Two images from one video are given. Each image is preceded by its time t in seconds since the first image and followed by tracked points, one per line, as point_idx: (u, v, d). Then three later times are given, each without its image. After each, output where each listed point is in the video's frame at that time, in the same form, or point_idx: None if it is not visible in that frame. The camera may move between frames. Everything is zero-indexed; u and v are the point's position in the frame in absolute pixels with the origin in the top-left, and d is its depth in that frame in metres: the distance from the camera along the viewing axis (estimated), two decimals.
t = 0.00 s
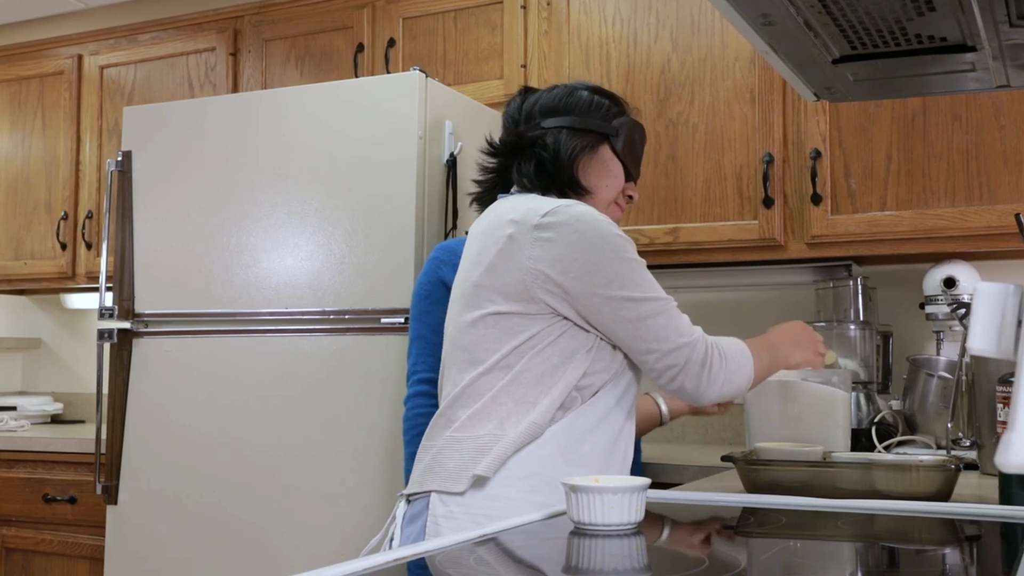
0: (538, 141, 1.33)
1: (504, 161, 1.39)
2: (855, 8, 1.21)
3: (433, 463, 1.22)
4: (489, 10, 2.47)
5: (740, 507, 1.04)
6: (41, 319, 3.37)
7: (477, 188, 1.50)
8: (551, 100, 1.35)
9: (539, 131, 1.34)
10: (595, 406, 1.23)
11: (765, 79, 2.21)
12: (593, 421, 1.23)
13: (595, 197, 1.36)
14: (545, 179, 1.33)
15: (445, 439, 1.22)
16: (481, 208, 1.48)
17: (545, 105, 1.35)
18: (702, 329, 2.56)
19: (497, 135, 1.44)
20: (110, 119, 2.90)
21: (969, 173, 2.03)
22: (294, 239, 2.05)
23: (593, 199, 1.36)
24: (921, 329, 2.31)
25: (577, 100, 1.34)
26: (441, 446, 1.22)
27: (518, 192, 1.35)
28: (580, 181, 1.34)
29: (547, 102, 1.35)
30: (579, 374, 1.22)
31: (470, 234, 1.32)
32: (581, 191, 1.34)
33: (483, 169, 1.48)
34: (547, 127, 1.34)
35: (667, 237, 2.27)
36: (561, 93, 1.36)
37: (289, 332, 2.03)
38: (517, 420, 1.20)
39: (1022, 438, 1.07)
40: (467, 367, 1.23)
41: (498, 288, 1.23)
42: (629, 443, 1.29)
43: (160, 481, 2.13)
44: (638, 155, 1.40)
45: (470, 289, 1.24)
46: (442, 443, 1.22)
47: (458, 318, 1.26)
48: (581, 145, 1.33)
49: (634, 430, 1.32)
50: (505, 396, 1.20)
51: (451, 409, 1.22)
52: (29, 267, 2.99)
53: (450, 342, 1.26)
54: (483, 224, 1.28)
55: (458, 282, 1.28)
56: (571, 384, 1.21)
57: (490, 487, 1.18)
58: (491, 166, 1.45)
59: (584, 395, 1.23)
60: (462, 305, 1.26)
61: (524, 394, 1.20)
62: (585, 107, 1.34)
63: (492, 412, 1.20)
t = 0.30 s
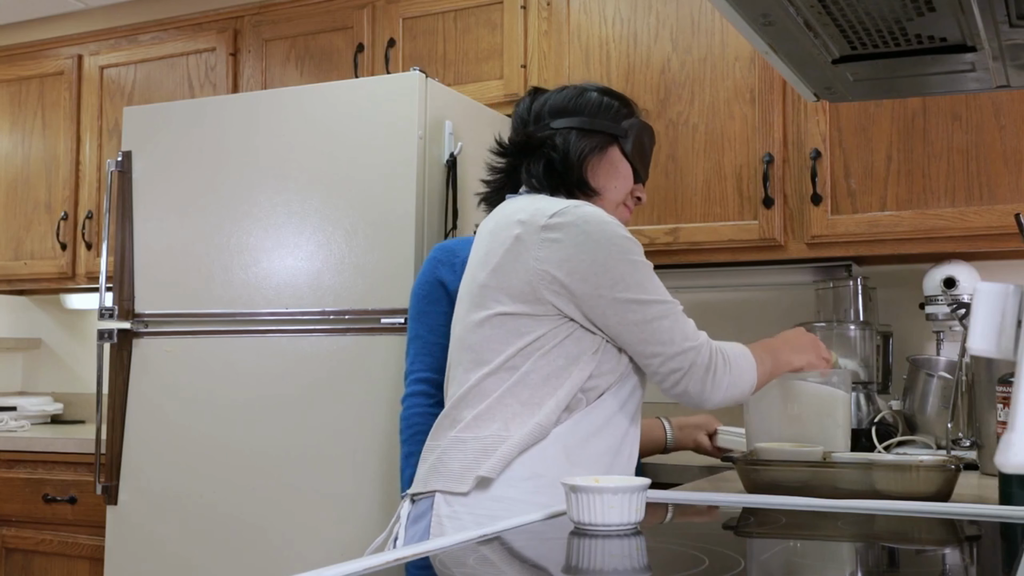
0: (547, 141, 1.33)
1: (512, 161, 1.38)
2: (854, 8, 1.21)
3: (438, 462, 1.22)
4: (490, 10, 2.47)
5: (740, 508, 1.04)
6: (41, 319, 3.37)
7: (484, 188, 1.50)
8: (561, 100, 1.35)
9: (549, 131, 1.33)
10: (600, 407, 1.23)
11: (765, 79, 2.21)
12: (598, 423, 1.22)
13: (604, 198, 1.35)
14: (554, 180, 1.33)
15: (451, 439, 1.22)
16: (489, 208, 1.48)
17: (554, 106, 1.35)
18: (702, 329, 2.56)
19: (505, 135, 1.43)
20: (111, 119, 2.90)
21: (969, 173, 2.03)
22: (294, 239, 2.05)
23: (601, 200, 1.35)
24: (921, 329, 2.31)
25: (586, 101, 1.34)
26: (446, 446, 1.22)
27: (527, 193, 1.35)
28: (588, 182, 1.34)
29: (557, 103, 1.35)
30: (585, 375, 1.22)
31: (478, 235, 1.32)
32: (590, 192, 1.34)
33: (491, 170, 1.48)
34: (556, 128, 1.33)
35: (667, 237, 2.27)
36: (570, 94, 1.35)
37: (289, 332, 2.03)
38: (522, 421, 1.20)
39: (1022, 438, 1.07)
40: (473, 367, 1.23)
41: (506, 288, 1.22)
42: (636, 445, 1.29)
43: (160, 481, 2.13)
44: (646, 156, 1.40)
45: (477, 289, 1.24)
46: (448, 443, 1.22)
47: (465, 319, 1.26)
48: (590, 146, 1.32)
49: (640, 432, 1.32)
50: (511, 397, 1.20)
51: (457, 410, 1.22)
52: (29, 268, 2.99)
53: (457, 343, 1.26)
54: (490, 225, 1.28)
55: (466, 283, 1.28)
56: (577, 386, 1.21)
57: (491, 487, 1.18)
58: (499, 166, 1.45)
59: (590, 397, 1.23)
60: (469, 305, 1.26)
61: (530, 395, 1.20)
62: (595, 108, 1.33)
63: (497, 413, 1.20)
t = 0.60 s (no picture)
0: (550, 141, 1.33)
1: (514, 160, 1.38)
2: (854, 8, 1.21)
3: (439, 462, 1.22)
4: (490, 10, 2.47)
5: (740, 507, 1.04)
6: (41, 319, 3.37)
7: (488, 187, 1.50)
8: (566, 100, 1.34)
9: (552, 131, 1.33)
10: (601, 408, 1.23)
11: (765, 79, 2.21)
12: (599, 423, 1.22)
13: (606, 198, 1.36)
14: (556, 180, 1.33)
15: (452, 439, 1.22)
16: (491, 207, 1.48)
17: (559, 105, 1.34)
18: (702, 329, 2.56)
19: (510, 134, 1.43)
20: (110, 119, 2.90)
21: (969, 173, 2.03)
22: (295, 239, 2.05)
23: (603, 201, 1.36)
24: (921, 329, 2.31)
25: (591, 101, 1.34)
26: (447, 446, 1.22)
27: (529, 193, 1.35)
28: (591, 183, 1.34)
29: (561, 103, 1.34)
30: (585, 375, 1.22)
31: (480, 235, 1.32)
32: (592, 192, 1.34)
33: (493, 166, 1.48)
34: (560, 128, 1.33)
35: (667, 237, 2.27)
36: (576, 93, 1.35)
37: (289, 332, 2.03)
38: (523, 421, 1.20)
39: (1022, 438, 1.07)
40: (474, 367, 1.23)
41: (507, 289, 1.22)
42: (637, 445, 1.29)
43: (160, 481, 2.13)
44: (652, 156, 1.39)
45: (479, 289, 1.24)
46: (448, 443, 1.22)
47: (466, 319, 1.26)
48: (593, 147, 1.32)
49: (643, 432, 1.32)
50: (512, 397, 1.20)
51: (458, 410, 1.22)
52: (29, 268, 2.99)
53: (458, 343, 1.26)
54: (493, 225, 1.28)
55: (467, 283, 1.28)
56: (577, 386, 1.21)
57: (492, 487, 1.18)
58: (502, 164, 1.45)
59: (591, 397, 1.23)
60: (470, 305, 1.26)
61: (530, 396, 1.20)
62: (599, 108, 1.33)
63: (498, 413, 1.20)
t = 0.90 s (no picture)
0: (548, 141, 1.33)
1: (513, 160, 1.39)
2: (854, 8, 1.21)
3: (437, 463, 1.22)
4: (490, 10, 2.47)
5: (740, 508, 1.04)
6: (41, 319, 3.37)
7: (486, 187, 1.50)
8: (564, 99, 1.34)
9: (550, 131, 1.33)
10: (599, 408, 1.23)
11: (765, 79, 2.21)
12: (597, 423, 1.22)
13: (605, 199, 1.36)
14: (555, 181, 1.33)
15: (450, 439, 1.22)
16: (490, 208, 1.48)
17: (557, 105, 1.34)
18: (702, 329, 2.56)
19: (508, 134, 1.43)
20: (111, 119, 2.90)
21: (969, 173, 2.03)
22: (295, 239, 2.05)
23: (602, 202, 1.36)
24: (921, 329, 2.31)
25: (590, 100, 1.34)
26: (445, 446, 1.22)
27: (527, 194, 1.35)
28: (589, 183, 1.34)
29: (559, 102, 1.34)
30: (583, 375, 1.22)
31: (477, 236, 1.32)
32: (590, 192, 1.34)
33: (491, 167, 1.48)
34: (558, 127, 1.33)
35: (667, 237, 2.27)
36: (574, 92, 1.35)
37: (289, 332, 2.03)
38: (520, 421, 1.19)
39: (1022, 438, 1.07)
40: (472, 367, 1.23)
41: (504, 289, 1.22)
42: (637, 445, 1.28)
43: (160, 481, 2.13)
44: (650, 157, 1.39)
45: (477, 290, 1.24)
46: (447, 443, 1.22)
47: (464, 319, 1.26)
48: (591, 146, 1.32)
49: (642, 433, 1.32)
50: (509, 397, 1.20)
51: (456, 410, 1.22)
52: (29, 268, 2.99)
53: (456, 343, 1.26)
54: (491, 226, 1.28)
55: (465, 284, 1.28)
56: (575, 386, 1.21)
57: (491, 488, 1.18)
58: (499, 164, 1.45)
59: (589, 397, 1.23)
60: (468, 306, 1.26)
61: (528, 396, 1.20)
62: (598, 108, 1.33)
63: (496, 413, 1.20)
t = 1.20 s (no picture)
0: (545, 141, 1.33)
1: (511, 160, 1.39)
2: (854, 8, 1.21)
3: (437, 463, 1.22)
4: (490, 10, 2.47)
5: (740, 508, 1.04)
6: (41, 318, 3.37)
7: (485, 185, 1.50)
8: (560, 98, 1.34)
9: (547, 130, 1.33)
10: (598, 408, 1.23)
11: (765, 79, 2.21)
12: (596, 423, 1.22)
13: (603, 198, 1.35)
14: (553, 181, 1.33)
15: (449, 439, 1.22)
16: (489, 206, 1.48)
17: (554, 104, 1.34)
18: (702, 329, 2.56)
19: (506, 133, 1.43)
20: (111, 119, 2.90)
21: (969, 173, 2.03)
22: (295, 239, 2.05)
23: (600, 201, 1.35)
24: (921, 329, 2.31)
25: (586, 100, 1.33)
26: (444, 446, 1.22)
27: (526, 194, 1.35)
28: (587, 182, 1.34)
29: (555, 101, 1.34)
30: (582, 375, 1.22)
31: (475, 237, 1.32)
32: (588, 191, 1.34)
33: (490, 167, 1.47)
34: (554, 127, 1.33)
35: (667, 237, 2.27)
36: (570, 91, 1.34)
37: (289, 332, 2.03)
38: (519, 422, 1.19)
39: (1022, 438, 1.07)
40: (472, 368, 1.23)
41: (503, 290, 1.22)
42: (636, 444, 1.28)
43: (160, 481, 2.13)
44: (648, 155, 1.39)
45: (475, 290, 1.24)
46: (446, 443, 1.22)
47: (463, 319, 1.26)
48: (589, 146, 1.32)
49: (642, 432, 1.32)
50: (508, 397, 1.20)
51: (455, 410, 1.22)
52: (29, 268, 2.99)
53: (456, 343, 1.26)
54: (488, 227, 1.27)
55: (464, 284, 1.28)
56: (573, 386, 1.21)
57: (492, 489, 1.18)
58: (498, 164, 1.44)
59: (588, 396, 1.23)
60: (467, 306, 1.26)
61: (527, 396, 1.20)
62: (594, 107, 1.33)
63: (494, 413, 1.20)
